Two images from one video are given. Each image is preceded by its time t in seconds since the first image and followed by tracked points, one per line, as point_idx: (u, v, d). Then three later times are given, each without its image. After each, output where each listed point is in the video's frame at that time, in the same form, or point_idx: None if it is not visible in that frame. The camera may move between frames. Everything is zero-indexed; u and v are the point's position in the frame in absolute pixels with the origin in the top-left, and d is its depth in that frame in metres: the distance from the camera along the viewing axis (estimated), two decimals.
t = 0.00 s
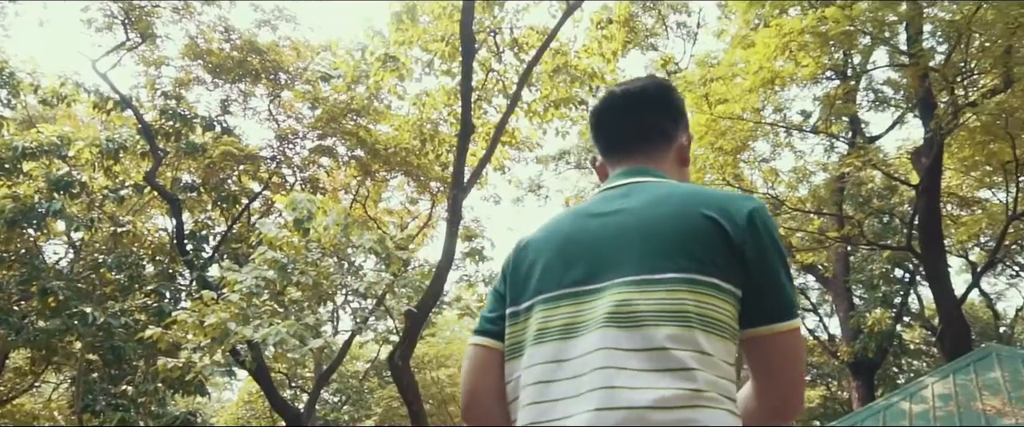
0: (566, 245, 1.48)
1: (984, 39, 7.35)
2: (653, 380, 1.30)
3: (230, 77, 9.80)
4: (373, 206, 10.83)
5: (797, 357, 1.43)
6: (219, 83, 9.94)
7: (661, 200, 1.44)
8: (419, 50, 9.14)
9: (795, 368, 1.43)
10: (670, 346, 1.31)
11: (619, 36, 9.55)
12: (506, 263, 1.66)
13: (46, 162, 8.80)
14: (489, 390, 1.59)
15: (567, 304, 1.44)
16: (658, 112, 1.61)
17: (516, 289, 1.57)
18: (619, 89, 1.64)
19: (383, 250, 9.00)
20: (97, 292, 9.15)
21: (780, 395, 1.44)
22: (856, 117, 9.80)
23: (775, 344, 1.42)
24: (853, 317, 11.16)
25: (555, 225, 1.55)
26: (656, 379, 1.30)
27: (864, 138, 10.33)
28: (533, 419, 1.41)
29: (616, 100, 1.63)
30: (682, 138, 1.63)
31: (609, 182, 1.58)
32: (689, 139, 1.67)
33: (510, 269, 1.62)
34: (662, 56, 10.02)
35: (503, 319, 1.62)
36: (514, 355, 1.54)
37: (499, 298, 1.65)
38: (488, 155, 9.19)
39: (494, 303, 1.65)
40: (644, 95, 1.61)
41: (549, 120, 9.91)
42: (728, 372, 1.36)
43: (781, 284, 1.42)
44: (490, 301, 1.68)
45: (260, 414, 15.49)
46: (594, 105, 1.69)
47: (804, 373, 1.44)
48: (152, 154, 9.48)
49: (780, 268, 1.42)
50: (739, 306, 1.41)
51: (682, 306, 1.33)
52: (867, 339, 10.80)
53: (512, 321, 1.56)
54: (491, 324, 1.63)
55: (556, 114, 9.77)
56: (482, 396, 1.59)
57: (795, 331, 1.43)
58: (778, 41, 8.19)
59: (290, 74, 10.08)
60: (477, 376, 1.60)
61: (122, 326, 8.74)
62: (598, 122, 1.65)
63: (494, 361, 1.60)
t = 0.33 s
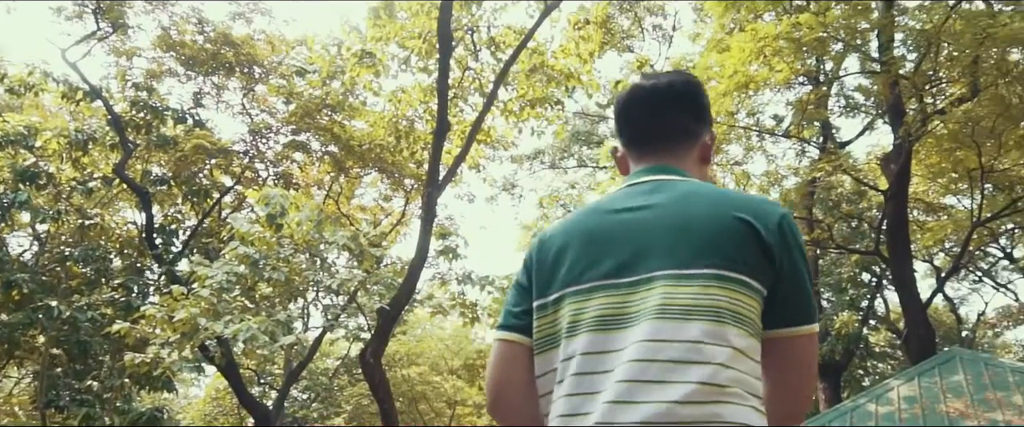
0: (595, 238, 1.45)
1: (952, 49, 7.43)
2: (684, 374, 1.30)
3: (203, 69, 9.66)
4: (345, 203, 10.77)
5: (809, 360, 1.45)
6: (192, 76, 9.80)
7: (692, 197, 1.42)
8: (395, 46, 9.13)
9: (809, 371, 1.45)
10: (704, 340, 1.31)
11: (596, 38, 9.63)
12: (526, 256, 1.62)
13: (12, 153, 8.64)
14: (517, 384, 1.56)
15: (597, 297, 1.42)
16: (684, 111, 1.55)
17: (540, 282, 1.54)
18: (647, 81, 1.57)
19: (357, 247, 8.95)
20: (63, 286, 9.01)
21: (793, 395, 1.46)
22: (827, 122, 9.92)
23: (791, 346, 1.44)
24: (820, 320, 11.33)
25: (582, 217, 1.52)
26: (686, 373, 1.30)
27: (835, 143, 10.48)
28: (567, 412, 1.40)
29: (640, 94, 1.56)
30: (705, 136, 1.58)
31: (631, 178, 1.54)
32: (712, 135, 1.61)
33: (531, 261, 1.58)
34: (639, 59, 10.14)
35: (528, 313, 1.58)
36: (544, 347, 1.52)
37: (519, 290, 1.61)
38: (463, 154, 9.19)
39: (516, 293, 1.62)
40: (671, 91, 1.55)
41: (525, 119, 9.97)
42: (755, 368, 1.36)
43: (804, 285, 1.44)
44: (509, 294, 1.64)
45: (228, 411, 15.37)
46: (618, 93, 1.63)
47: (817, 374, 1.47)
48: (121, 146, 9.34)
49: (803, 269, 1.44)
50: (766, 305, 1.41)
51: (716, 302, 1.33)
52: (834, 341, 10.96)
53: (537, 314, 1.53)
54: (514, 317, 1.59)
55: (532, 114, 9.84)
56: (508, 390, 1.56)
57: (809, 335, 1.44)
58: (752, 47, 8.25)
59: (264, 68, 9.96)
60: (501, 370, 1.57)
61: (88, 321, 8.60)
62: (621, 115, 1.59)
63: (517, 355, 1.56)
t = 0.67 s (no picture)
0: (615, 235, 1.45)
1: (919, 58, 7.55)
2: (704, 373, 1.31)
3: (173, 61, 9.53)
4: (315, 199, 10.68)
5: (822, 362, 1.46)
6: (161, 67, 9.67)
7: (711, 198, 1.43)
8: (369, 42, 9.13)
9: (819, 373, 1.46)
10: (724, 340, 1.32)
11: (571, 38, 9.66)
12: (540, 252, 1.60)
13: None
14: (527, 377, 1.50)
15: (617, 293, 1.41)
16: (699, 115, 1.56)
17: (556, 277, 1.52)
18: (662, 83, 1.57)
19: (328, 244, 8.87)
20: (24, 278, 8.81)
21: (806, 398, 1.47)
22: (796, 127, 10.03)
23: (804, 347, 1.45)
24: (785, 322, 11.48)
25: (599, 215, 1.51)
26: (707, 372, 1.31)
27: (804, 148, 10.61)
28: (585, 407, 1.40)
29: (654, 96, 1.57)
30: (718, 139, 1.58)
31: (646, 178, 1.54)
32: (724, 140, 1.62)
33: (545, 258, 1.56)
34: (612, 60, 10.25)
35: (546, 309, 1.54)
36: (561, 342, 1.50)
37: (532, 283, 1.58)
38: (437, 151, 9.19)
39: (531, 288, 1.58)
40: (686, 93, 1.56)
41: (498, 118, 10.03)
42: (771, 369, 1.38)
43: (818, 289, 1.45)
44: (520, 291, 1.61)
45: (192, 408, 15.20)
46: (631, 96, 1.64)
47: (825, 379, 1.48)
48: (88, 137, 9.15)
49: (816, 273, 1.45)
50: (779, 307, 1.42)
51: (737, 303, 1.34)
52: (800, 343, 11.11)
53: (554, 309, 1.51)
54: (530, 311, 1.55)
55: (505, 113, 9.90)
56: (516, 382, 1.49)
57: (821, 337, 1.46)
58: (726, 51, 8.32)
59: (236, 62, 9.84)
60: (513, 362, 1.50)
61: (51, 315, 8.41)
62: (636, 114, 1.59)
63: (531, 350, 1.52)
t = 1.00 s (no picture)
0: (629, 237, 1.48)
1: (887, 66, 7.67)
2: (711, 376, 1.37)
3: (142, 51, 9.37)
4: (285, 194, 10.58)
5: (828, 363, 1.52)
6: (130, 57, 9.51)
7: (723, 203, 1.47)
8: (343, 37, 9.17)
9: (826, 374, 1.52)
10: (731, 344, 1.38)
11: (546, 38, 9.67)
12: (547, 250, 1.63)
13: None
14: (526, 374, 1.52)
15: (629, 294, 1.45)
16: (704, 119, 1.60)
17: (565, 277, 1.54)
18: (668, 87, 1.62)
19: (298, 239, 8.78)
20: None
21: (812, 399, 1.52)
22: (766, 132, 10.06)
23: (811, 349, 1.50)
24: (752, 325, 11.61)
25: (610, 216, 1.54)
26: (714, 375, 1.37)
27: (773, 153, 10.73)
28: (592, 406, 1.44)
29: (659, 100, 1.61)
30: (722, 143, 1.63)
31: (654, 180, 1.58)
32: (725, 144, 1.67)
33: (553, 256, 1.59)
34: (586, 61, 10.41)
35: (552, 308, 1.56)
36: (569, 342, 1.53)
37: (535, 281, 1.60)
38: (410, 149, 9.16)
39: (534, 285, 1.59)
40: (692, 97, 1.60)
41: (471, 116, 10.03)
42: (777, 373, 1.43)
43: (824, 292, 1.50)
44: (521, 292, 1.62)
45: (154, 403, 14.98)
46: (634, 100, 1.68)
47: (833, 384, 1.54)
48: (51, 126, 8.95)
49: (823, 279, 1.51)
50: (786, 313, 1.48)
51: (746, 308, 1.39)
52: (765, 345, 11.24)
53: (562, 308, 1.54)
54: (535, 310, 1.55)
55: (479, 111, 9.92)
56: (515, 377, 1.51)
57: (830, 340, 1.51)
58: (699, 55, 8.39)
59: (206, 53, 9.72)
60: (511, 358, 1.52)
61: (11, 307, 8.22)
62: (643, 117, 1.63)
63: (529, 348, 1.52)
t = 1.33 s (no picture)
0: (637, 242, 1.64)
1: (855, 74, 7.81)
2: (714, 380, 1.52)
3: (111, 40, 9.21)
4: (254, 188, 10.47)
5: (826, 367, 1.69)
6: (98, 46, 9.35)
7: (725, 212, 1.63)
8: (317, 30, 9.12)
9: (824, 376, 1.69)
10: (735, 349, 1.53)
11: (522, 37, 9.67)
12: (551, 248, 1.79)
13: None
14: (506, 365, 1.78)
15: (636, 298, 1.60)
16: (704, 127, 1.80)
17: (574, 278, 1.71)
18: (676, 96, 1.82)
19: (268, 234, 8.71)
20: None
21: (812, 400, 1.71)
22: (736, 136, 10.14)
23: (810, 354, 1.68)
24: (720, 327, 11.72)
25: (617, 221, 1.70)
26: (716, 380, 1.52)
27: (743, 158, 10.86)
28: (597, 407, 1.61)
29: (663, 105, 1.82)
30: (721, 150, 1.83)
31: (658, 184, 1.76)
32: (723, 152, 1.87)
33: (561, 254, 1.75)
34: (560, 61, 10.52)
35: (546, 302, 1.76)
36: (575, 344, 1.70)
37: (536, 279, 1.78)
38: (383, 145, 9.12)
39: (533, 280, 1.78)
40: (697, 107, 1.81)
41: (445, 114, 9.99)
42: (776, 377, 1.59)
43: (824, 299, 1.68)
44: (522, 284, 1.80)
45: (116, 398, 14.76)
46: (638, 107, 1.88)
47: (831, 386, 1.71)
48: (15, 114, 8.75)
49: (822, 286, 1.68)
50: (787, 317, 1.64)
51: (748, 314, 1.54)
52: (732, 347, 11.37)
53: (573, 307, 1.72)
54: (530, 307, 1.75)
55: (452, 109, 9.90)
56: (495, 365, 1.78)
57: (828, 347, 1.68)
58: (672, 59, 8.46)
59: (177, 44, 9.58)
60: (495, 348, 1.76)
61: None
62: (651, 123, 1.82)
63: (510, 341, 1.75)
